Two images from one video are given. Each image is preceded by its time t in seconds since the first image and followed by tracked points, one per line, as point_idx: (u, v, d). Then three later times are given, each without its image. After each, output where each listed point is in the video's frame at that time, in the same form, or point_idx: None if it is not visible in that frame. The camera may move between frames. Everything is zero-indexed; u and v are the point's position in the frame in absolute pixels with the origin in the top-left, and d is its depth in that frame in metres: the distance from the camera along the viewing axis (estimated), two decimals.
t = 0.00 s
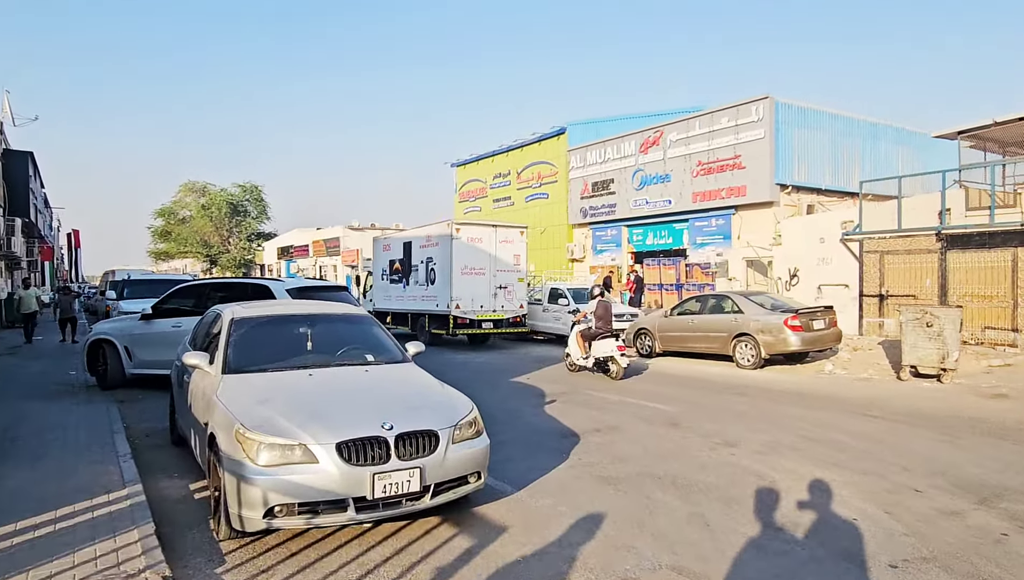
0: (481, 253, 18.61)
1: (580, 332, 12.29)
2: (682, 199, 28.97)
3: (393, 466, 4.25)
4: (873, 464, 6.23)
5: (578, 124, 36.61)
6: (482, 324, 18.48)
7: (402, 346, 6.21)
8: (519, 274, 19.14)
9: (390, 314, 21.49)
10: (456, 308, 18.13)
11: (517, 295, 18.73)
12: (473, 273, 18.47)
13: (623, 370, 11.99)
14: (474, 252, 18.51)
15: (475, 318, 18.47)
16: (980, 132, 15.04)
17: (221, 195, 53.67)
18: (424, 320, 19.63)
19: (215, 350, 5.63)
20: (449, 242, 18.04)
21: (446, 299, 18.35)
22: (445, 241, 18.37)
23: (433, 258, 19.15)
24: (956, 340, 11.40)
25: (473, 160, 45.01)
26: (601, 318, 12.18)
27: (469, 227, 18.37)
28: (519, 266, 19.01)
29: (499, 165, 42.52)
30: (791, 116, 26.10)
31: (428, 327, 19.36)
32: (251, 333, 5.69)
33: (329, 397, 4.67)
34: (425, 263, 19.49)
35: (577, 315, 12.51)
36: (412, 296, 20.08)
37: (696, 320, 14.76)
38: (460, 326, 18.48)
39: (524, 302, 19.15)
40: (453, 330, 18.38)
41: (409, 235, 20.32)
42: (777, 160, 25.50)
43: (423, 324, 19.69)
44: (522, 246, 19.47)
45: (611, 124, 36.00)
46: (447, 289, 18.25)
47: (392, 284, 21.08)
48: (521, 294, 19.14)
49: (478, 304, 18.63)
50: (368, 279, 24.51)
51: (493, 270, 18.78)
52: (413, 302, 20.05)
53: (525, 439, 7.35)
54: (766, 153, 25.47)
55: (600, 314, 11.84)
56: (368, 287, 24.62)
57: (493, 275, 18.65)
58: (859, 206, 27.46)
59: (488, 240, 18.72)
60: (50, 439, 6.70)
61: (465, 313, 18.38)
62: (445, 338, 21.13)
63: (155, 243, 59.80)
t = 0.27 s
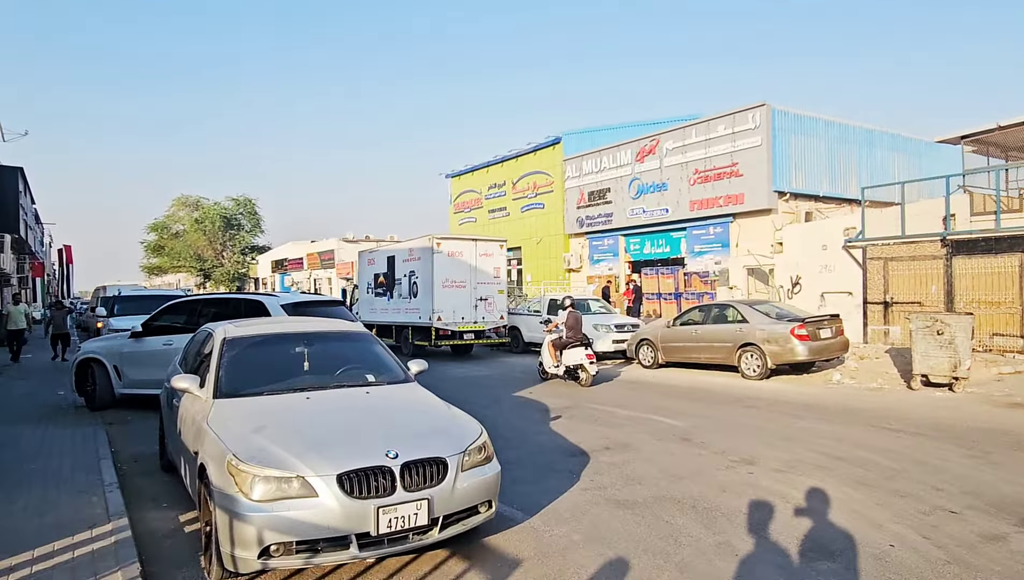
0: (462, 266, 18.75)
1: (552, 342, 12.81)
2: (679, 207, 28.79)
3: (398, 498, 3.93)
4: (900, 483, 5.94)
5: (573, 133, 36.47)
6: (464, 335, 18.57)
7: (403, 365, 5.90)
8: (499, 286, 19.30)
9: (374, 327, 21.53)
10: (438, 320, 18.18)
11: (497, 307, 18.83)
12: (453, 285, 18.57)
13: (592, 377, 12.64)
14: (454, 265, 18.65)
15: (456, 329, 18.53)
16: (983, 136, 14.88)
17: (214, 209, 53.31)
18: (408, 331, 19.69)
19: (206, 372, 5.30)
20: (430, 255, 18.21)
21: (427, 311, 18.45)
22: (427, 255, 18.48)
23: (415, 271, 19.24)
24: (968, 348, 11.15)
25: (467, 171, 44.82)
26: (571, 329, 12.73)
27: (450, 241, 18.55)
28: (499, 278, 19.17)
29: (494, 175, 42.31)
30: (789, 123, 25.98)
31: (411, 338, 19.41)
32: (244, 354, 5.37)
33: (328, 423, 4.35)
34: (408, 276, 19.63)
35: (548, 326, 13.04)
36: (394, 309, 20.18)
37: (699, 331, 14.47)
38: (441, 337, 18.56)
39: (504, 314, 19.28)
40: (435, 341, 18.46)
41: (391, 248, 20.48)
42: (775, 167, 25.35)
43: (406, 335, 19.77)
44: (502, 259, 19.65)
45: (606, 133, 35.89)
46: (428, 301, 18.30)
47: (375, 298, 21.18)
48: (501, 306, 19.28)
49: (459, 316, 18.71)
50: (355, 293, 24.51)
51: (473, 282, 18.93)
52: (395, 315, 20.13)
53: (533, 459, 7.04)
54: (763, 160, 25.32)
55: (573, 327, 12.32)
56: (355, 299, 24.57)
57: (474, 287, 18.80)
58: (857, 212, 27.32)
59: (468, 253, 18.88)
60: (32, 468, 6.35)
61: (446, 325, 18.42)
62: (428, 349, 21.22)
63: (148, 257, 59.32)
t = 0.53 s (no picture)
0: (457, 261, 19.03)
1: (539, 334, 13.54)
2: (691, 201, 28.43)
3: (423, 506, 3.65)
4: (945, 487, 5.65)
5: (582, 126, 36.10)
6: (459, 329, 18.83)
7: (422, 361, 5.63)
8: (494, 281, 19.48)
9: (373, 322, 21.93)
10: (433, 314, 18.47)
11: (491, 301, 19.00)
12: (448, 280, 18.83)
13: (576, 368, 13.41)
14: (450, 261, 18.90)
15: (451, 323, 18.80)
16: (1009, 127, 14.48)
17: (221, 203, 53.20)
18: (405, 326, 20.01)
19: (216, 368, 5.05)
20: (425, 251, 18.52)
21: (423, 306, 18.78)
22: (422, 250, 18.79)
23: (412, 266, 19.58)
24: (997, 344, 10.81)
25: (474, 164, 44.55)
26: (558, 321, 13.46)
27: (445, 237, 18.81)
28: (493, 273, 19.33)
29: (502, 169, 42.00)
30: (803, 115, 25.55)
31: (408, 332, 19.70)
32: (256, 350, 5.10)
33: (347, 424, 4.08)
34: (405, 271, 19.98)
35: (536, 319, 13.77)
36: (393, 303, 20.55)
37: (716, 326, 14.15)
38: (437, 330, 18.86)
39: (499, 308, 19.40)
40: (430, 334, 18.78)
41: (390, 244, 20.85)
42: (789, 160, 24.95)
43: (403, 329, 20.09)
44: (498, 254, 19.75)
45: (616, 126, 35.51)
46: (424, 296, 18.61)
47: (376, 292, 21.63)
48: (496, 300, 19.43)
49: (454, 310, 18.97)
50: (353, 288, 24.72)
51: (468, 277, 19.16)
52: (394, 309, 20.53)
53: (555, 459, 6.77)
54: (778, 153, 24.92)
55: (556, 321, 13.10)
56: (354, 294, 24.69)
57: (468, 282, 19.02)
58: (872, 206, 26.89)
59: (463, 249, 19.12)
60: (35, 468, 6.12)
61: (441, 319, 18.69)
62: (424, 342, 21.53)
63: (155, 251, 59.32)
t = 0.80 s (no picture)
0: (459, 253, 19.34)
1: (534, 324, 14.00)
2: (709, 192, 27.98)
3: (466, 509, 3.39)
4: (1006, 490, 5.35)
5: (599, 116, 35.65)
6: (461, 320, 19.07)
7: (453, 353, 5.37)
8: (495, 273, 19.85)
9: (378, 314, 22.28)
10: (436, 305, 18.75)
11: (493, 292, 19.34)
12: (451, 272, 19.11)
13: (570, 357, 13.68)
14: (452, 253, 19.21)
15: (454, 314, 19.05)
16: None
17: (234, 194, 53.23)
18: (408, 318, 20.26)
19: (241, 359, 4.82)
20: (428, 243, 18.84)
21: (426, 297, 19.05)
22: (426, 243, 19.10)
23: (415, 258, 19.92)
24: None
25: (488, 155, 44.22)
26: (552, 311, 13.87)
27: (447, 230, 19.16)
28: (495, 265, 19.69)
29: (516, 160, 41.64)
30: (826, 104, 25.03)
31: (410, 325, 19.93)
32: (281, 341, 4.86)
33: (381, 420, 3.83)
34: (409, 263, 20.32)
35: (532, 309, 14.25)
36: (396, 295, 20.88)
37: (741, 319, 13.82)
38: (440, 321, 18.98)
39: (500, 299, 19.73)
40: (433, 325, 18.90)
41: (393, 237, 21.21)
42: (812, 149, 24.45)
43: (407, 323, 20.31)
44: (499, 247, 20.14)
45: (633, 116, 35.05)
46: (427, 288, 18.90)
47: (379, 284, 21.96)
48: (497, 292, 19.75)
49: (456, 301, 19.24)
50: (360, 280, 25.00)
51: (470, 269, 19.48)
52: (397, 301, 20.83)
53: (587, 455, 6.51)
54: (800, 143, 24.43)
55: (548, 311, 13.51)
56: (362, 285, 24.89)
57: (470, 273, 19.35)
58: (895, 197, 26.37)
59: (465, 241, 19.47)
60: (52, 462, 5.94)
61: (444, 310, 18.91)
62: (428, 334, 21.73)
63: (169, 242, 59.51)
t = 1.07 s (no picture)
0: (469, 246, 19.84)
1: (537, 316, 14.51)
2: (736, 183, 27.46)
3: (517, 522, 3.15)
4: None
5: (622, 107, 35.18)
6: (471, 311, 19.47)
7: (492, 351, 5.13)
8: (504, 266, 20.35)
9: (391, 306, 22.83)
10: (446, 296, 19.20)
11: (501, 285, 19.81)
12: (461, 264, 19.62)
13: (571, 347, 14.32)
14: (462, 246, 19.72)
15: (463, 305, 19.43)
16: None
17: (255, 186, 53.47)
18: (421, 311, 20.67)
19: (273, 356, 4.61)
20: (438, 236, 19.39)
21: (437, 289, 19.54)
22: (436, 236, 19.65)
23: (426, 252, 20.45)
24: None
25: (509, 147, 43.91)
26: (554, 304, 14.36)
27: (457, 223, 19.71)
28: (503, 258, 20.20)
29: (537, 151, 41.29)
30: (857, 93, 24.40)
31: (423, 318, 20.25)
32: (314, 337, 4.65)
33: (424, 425, 3.60)
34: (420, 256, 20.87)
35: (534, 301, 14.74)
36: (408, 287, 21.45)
37: (774, 315, 13.43)
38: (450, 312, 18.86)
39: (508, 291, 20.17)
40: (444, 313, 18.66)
41: (405, 231, 21.83)
42: (843, 140, 23.86)
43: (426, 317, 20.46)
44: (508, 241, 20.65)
45: (656, 107, 34.52)
46: (437, 279, 19.40)
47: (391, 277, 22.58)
48: (505, 284, 20.23)
49: (466, 293, 19.71)
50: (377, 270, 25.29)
51: (479, 262, 19.97)
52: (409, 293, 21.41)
53: (626, 456, 6.25)
54: (831, 133, 23.85)
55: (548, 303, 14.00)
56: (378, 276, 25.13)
57: (479, 266, 19.83)
58: (928, 189, 25.69)
59: (475, 235, 19.98)
60: (79, 459, 5.82)
61: (454, 301, 19.31)
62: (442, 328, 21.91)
63: (191, 234, 60.02)
